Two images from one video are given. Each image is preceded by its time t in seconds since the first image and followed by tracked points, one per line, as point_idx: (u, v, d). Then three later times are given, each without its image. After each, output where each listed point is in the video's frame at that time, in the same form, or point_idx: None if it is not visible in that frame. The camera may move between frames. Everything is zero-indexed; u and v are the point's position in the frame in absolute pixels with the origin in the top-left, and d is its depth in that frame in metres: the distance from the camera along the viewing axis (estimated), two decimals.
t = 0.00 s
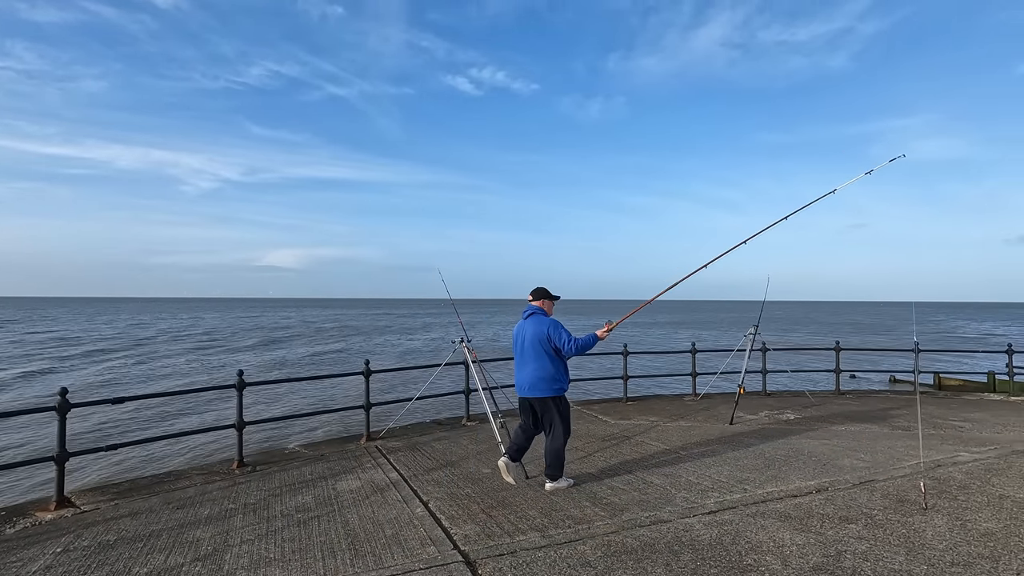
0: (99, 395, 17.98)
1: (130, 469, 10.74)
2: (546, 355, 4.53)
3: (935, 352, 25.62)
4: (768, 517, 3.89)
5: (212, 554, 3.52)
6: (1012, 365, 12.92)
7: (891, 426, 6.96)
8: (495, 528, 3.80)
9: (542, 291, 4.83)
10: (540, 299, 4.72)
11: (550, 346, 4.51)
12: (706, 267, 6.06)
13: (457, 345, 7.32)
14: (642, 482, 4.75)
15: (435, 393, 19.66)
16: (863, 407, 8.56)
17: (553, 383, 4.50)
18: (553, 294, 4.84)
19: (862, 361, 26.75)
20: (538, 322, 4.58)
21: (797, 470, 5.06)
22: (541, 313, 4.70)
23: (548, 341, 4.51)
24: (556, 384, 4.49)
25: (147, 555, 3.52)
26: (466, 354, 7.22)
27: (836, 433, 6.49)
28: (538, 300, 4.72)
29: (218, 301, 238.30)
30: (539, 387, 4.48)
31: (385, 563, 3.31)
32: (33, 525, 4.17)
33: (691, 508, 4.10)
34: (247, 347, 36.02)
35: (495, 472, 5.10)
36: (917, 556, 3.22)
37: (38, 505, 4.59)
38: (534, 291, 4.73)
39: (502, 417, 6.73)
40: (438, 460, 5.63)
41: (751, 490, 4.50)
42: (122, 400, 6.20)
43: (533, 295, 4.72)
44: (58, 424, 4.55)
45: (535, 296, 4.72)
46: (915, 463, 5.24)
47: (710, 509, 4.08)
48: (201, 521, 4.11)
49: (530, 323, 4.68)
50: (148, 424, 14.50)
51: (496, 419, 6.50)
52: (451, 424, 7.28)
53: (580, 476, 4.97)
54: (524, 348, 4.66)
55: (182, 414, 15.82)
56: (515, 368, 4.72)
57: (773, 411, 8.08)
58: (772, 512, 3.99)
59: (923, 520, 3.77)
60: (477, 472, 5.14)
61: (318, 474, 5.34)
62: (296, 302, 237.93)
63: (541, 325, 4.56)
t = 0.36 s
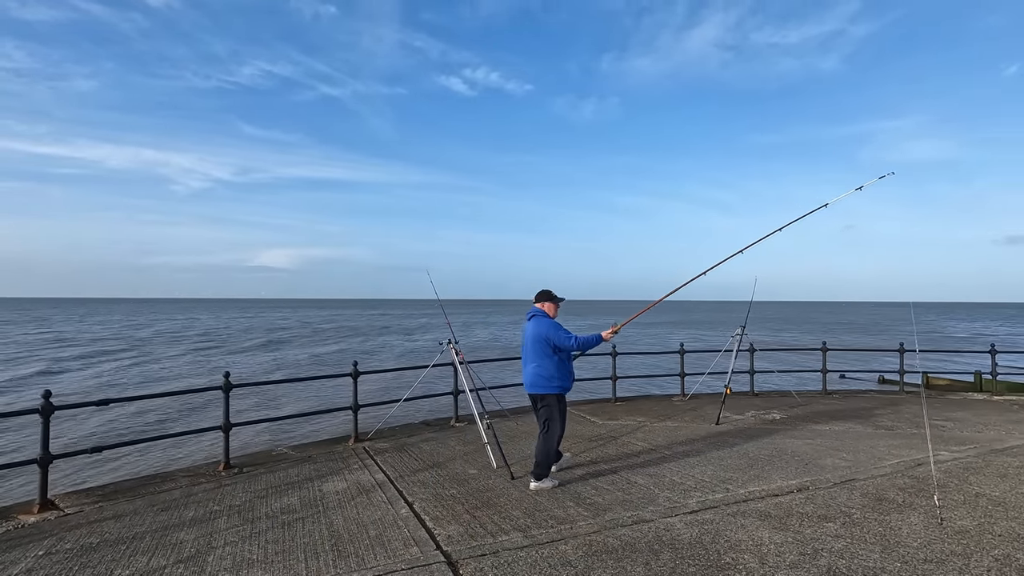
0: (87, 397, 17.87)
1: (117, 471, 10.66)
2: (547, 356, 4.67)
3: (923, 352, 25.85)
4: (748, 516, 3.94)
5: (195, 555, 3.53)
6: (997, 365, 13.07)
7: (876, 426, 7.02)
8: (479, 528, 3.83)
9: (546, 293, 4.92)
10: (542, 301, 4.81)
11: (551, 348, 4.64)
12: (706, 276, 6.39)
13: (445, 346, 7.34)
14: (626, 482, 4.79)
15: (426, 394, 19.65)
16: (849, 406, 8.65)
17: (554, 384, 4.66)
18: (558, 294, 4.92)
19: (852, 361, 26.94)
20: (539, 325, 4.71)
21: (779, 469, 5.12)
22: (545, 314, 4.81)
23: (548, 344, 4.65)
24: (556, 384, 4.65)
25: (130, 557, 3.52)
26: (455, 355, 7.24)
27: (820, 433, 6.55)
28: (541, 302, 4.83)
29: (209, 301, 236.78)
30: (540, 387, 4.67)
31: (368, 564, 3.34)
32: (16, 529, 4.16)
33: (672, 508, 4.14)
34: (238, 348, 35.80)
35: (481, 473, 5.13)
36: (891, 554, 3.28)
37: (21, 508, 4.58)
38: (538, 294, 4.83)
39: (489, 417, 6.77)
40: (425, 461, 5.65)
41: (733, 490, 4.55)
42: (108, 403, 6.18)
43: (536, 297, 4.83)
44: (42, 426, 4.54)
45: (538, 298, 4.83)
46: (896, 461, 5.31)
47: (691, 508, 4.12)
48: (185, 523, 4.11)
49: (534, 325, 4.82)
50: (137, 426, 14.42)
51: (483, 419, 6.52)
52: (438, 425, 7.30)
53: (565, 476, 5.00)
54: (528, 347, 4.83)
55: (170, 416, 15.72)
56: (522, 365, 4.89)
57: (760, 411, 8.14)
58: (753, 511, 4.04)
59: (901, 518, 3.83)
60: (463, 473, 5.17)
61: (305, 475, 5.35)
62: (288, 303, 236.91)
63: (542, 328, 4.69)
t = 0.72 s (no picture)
0: (73, 398, 17.66)
1: (104, 474, 10.56)
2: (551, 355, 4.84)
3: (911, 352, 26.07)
4: (734, 515, 3.97)
5: (182, 558, 3.52)
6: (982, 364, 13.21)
7: (863, 425, 7.08)
8: (467, 528, 3.83)
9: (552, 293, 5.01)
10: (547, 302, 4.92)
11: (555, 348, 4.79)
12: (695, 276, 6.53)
13: (436, 347, 7.33)
14: (614, 482, 4.80)
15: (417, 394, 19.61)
16: (837, 406, 8.71)
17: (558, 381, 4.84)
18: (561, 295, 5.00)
19: (841, 361, 27.12)
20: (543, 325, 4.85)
21: (767, 468, 5.16)
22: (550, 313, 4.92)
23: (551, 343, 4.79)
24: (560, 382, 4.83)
25: (116, 560, 3.50)
26: (445, 356, 7.24)
27: (807, 432, 6.60)
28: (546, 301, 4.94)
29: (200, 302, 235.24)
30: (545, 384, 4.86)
31: (355, 565, 3.34)
32: None
33: (660, 508, 4.16)
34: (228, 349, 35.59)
35: (470, 474, 5.14)
36: (874, 552, 3.31)
37: (5, 511, 4.53)
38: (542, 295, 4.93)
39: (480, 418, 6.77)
40: (414, 462, 5.65)
41: (720, 489, 4.58)
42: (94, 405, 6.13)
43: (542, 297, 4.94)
44: (27, 429, 4.49)
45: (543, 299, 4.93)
46: (882, 460, 5.37)
47: (678, 508, 4.15)
48: (171, 526, 4.08)
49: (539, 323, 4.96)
50: (124, 428, 14.28)
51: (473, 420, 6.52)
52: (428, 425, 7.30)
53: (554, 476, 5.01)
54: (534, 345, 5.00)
55: (159, 417, 15.60)
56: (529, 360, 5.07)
57: (749, 411, 8.19)
58: (739, 510, 4.07)
59: (884, 516, 3.87)
60: (452, 474, 5.17)
61: (294, 477, 5.33)
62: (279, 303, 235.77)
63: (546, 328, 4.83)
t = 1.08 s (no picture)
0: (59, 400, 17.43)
1: (89, 477, 10.43)
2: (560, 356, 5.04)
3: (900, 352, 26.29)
4: (725, 515, 3.97)
5: (168, 562, 3.47)
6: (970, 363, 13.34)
7: (853, 424, 7.12)
8: (458, 530, 3.81)
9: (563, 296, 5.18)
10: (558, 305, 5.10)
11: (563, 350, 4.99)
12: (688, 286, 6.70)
13: (427, 348, 7.30)
14: (605, 483, 4.79)
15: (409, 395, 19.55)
16: (826, 405, 8.76)
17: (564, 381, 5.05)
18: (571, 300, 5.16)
19: (831, 361, 27.30)
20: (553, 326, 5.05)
21: (758, 468, 5.17)
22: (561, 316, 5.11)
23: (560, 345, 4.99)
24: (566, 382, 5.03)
25: (101, 565, 3.45)
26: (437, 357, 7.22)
27: (797, 432, 6.62)
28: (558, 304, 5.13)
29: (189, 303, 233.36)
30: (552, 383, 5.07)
31: (344, 568, 3.31)
32: None
33: (651, 508, 4.16)
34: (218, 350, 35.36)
35: (462, 475, 5.11)
36: (864, 551, 3.32)
37: None
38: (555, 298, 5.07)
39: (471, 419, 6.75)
40: (405, 463, 5.62)
41: (711, 489, 4.59)
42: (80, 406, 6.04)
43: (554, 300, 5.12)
44: (10, 432, 4.42)
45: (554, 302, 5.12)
46: (871, 460, 5.39)
47: (670, 508, 4.15)
48: (158, 530, 4.02)
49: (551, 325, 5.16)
50: (112, 430, 14.11)
51: (465, 421, 6.50)
52: (419, 427, 7.27)
53: (546, 477, 5.00)
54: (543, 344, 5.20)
55: (147, 419, 15.44)
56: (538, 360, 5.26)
57: (740, 411, 8.22)
58: (730, 510, 4.07)
59: (874, 515, 3.89)
60: (443, 475, 5.15)
61: (283, 479, 5.28)
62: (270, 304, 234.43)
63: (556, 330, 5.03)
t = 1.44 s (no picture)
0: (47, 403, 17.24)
1: (76, 480, 10.31)
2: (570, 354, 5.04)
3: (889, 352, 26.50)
4: (718, 517, 3.97)
5: (156, 567, 3.42)
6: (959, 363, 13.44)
7: (844, 424, 7.15)
8: (450, 533, 3.78)
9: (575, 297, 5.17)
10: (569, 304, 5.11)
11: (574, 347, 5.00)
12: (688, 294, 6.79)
13: (419, 349, 7.26)
14: (598, 484, 4.78)
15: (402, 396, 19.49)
16: (817, 405, 8.80)
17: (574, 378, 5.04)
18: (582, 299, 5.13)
19: (822, 361, 27.47)
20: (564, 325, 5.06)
21: (750, 468, 5.18)
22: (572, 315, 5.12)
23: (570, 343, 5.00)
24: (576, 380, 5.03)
25: (87, 570, 3.39)
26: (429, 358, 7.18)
27: (789, 432, 6.65)
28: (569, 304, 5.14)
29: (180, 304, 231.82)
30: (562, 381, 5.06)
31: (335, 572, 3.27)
32: None
33: (644, 509, 4.15)
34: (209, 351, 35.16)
35: (454, 477, 5.08)
36: (856, 552, 3.33)
37: None
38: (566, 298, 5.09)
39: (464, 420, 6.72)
40: (397, 465, 5.58)
41: (704, 490, 4.58)
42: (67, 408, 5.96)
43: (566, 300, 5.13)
44: None
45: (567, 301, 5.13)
46: (862, 460, 5.41)
47: (663, 510, 4.14)
48: (145, 535, 3.97)
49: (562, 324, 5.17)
50: (100, 433, 13.97)
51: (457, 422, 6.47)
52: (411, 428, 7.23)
53: (538, 478, 4.99)
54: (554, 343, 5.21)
55: (136, 421, 15.31)
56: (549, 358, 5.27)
57: (733, 411, 8.24)
58: (723, 512, 4.07)
59: (866, 515, 3.89)
60: (435, 477, 5.11)
61: (273, 482, 5.22)
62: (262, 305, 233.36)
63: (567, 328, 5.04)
